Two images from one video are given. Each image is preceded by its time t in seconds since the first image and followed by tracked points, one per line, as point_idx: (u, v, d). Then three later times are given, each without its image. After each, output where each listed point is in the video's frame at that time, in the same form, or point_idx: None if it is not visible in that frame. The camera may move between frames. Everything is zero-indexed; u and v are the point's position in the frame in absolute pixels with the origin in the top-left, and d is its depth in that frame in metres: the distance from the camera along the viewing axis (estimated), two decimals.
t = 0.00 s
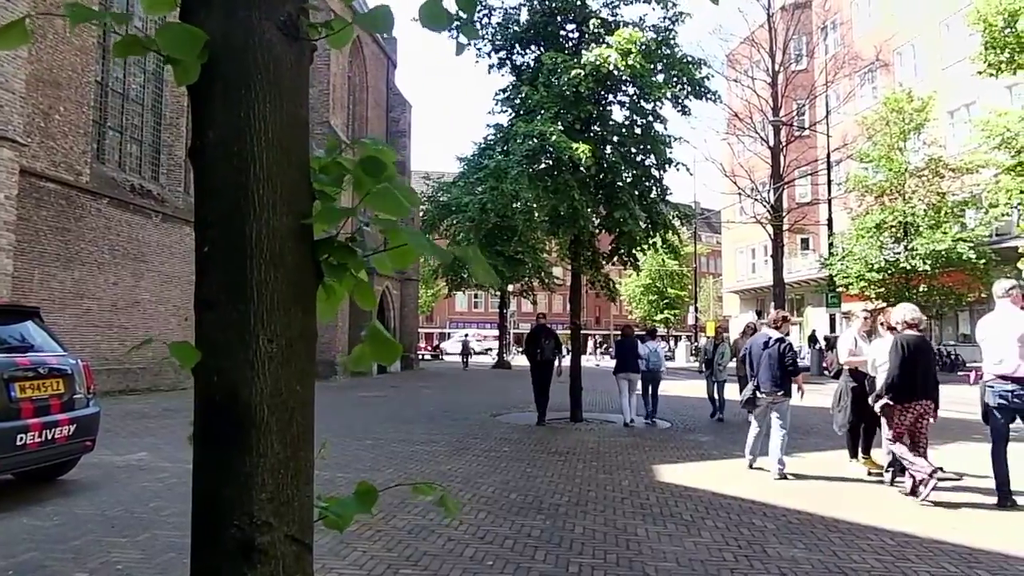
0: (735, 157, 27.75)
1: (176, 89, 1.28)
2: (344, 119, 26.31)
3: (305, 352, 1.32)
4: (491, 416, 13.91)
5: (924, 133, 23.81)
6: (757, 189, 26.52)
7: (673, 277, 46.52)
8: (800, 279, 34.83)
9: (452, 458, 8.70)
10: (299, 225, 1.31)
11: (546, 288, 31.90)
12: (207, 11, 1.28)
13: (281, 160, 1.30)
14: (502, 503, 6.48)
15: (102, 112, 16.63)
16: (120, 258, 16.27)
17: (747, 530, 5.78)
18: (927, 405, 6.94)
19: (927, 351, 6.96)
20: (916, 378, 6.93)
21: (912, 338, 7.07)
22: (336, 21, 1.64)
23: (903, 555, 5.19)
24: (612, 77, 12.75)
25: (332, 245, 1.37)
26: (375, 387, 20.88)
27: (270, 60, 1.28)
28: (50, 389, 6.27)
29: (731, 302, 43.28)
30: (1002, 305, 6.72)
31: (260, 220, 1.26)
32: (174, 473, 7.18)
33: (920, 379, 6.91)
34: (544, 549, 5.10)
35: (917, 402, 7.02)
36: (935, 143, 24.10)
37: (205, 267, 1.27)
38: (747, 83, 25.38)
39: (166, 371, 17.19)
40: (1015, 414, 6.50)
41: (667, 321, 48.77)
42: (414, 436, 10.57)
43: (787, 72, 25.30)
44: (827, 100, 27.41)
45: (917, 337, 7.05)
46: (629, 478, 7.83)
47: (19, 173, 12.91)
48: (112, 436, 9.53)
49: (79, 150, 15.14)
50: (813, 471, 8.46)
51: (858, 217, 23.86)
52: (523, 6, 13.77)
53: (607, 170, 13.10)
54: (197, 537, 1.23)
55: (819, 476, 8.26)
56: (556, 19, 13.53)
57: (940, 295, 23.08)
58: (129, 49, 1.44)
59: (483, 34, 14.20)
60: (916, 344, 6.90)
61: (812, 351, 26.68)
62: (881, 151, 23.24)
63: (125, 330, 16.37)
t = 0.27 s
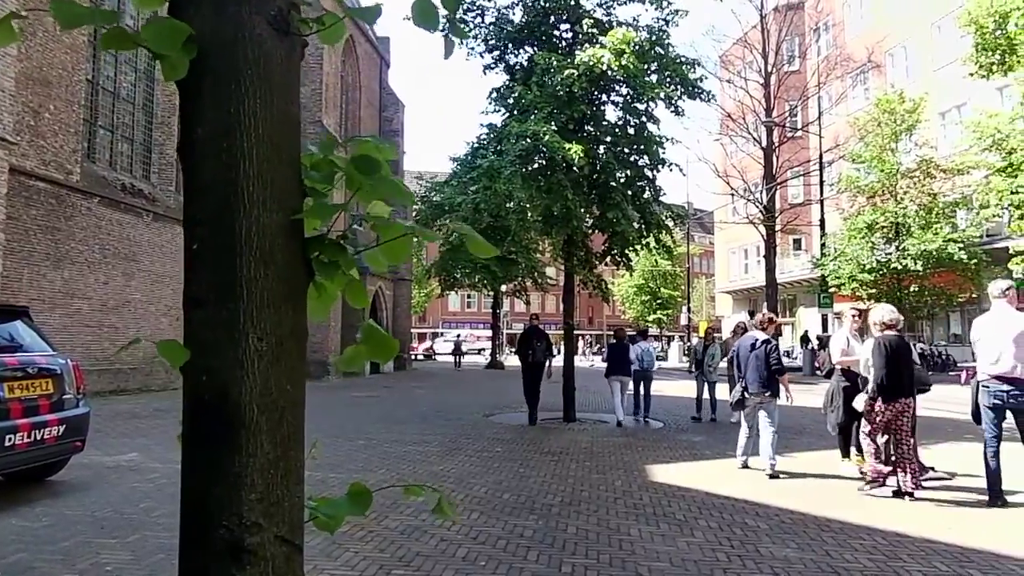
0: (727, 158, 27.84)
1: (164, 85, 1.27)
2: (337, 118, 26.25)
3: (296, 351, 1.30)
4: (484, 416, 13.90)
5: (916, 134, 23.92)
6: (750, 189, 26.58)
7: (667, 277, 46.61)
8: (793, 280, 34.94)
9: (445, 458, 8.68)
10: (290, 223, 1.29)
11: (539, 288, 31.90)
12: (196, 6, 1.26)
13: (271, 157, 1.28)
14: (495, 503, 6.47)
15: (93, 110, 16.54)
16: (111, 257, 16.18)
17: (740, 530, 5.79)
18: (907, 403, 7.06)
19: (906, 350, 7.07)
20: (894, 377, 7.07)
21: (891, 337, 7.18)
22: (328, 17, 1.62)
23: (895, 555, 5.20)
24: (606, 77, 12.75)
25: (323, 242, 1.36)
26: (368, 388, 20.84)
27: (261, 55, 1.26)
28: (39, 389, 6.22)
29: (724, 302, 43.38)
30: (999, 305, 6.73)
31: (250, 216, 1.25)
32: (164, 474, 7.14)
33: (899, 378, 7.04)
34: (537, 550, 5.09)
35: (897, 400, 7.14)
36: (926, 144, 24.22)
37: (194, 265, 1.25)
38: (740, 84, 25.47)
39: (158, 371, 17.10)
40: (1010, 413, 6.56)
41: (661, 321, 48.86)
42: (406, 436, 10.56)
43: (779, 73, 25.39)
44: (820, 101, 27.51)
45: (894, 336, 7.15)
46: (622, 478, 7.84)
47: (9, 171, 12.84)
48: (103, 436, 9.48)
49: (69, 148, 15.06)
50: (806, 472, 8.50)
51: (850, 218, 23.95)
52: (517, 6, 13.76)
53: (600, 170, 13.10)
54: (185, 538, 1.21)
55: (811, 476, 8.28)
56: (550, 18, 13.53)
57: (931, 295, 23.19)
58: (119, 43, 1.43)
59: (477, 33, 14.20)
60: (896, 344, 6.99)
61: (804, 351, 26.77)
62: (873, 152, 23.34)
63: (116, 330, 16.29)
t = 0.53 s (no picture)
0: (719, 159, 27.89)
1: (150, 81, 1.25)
2: (329, 118, 26.19)
3: (283, 353, 1.28)
4: (476, 417, 13.88)
5: (907, 135, 24.03)
6: (742, 190, 26.65)
7: (659, 277, 46.70)
8: (785, 280, 35.04)
9: (437, 458, 8.67)
10: (278, 223, 1.28)
11: (532, 289, 31.89)
12: (182, 1, 1.25)
13: (259, 156, 1.26)
14: (487, 504, 6.46)
15: (82, 109, 16.45)
16: (101, 257, 16.09)
17: (732, 530, 5.80)
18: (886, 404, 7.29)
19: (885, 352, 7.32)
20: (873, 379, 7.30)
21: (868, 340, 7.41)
22: (317, 15, 1.60)
23: (886, 555, 5.21)
24: (599, 77, 12.76)
25: (311, 242, 1.34)
26: (360, 388, 20.80)
27: (248, 52, 1.25)
28: (27, 390, 6.18)
29: (716, 303, 43.48)
30: (996, 305, 6.79)
31: (237, 214, 1.23)
32: (154, 475, 7.10)
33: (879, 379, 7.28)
34: (529, 551, 5.08)
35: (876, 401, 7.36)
36: (917, 145, 24.34)
37: (180, 264, 1.24)
38: (732, 85, 25.54)
39: (148, 372, 17.01)
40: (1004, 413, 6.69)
41: (653, 321, 48.94)
42: (398, 436, 10.54)
43: (772, 74, 25.47)
44: (812, 102, 27.60)
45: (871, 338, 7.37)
46: (614, 479, 7.84)
47: None
48: (92, 437, 9.42)
49: (59, 147, 14.97)
50: (797, 471, 8.55)
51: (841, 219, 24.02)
52: (510, 5, 13.75)
53: (593, 170, 13.10)
54: (169, 543, 1.19)
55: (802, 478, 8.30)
56: (542, 19, 13.52)
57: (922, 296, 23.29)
58: (105, 42, 1.41)
59: (470, 33, 14.19)
60: (876, 346, 7.21)
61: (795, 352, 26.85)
62: (864, 153, 23.43)
63: (106, 330, 16.19)
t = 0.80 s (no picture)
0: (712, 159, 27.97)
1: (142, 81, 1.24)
2: (322, 118, 26.13)
3: (276, 357, 1.27)
4: (469, 417, 13.87)
5: (899, 137, 24.15)
6: (735, 190, 26.72)
7: (652, 278, 46.81)
8: (777, 281, 35.17)
9: (430, 459, 8.66)
10: (271, 225, 1.26)
11: (525, 289, 31.89)
12: None
13: (253, 156, 1.25)
14: (480, 505, 6.45)
15: (73, 108, 16.36)
16: (92, 257, 16.00)
17: (725, 531, 5.80)
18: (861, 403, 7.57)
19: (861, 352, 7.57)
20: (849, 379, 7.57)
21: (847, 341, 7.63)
22: (310, 13, 1.58)
23: (879, 556, 5.22)
24: (593, 78, 12.77)
25: (305, 244, 1.32)
26: (353, 389, 20.76)
27: (240, 51, 1.23)
28: (16, 391, 6.13)
29: (709, 303, 43.61)
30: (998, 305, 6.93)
31: (229, 215, 1.22)
32: (145, 477, 7.06)
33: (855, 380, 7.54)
34: (522, 552, 5.07)
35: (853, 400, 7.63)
36: (908, 147, 24.47)
37: (171, 267, 1.22)
38: (725, 86, 25.62)
39: (139, 373, 16.92)
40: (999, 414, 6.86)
41: (646, 322, 49.04)
42: (392, 437, 10.53)
43: (764, 75, 25.56)
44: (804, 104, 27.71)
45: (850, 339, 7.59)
46: (608, 480, 7.84)
47: None
48: (83, 439, 9.36)
49: (49, 146, 14.88)
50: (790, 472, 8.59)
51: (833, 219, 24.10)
52: (504, 6, 13.74)
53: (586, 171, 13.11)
54: (160, 548, 1.17)
55: (794, 478, 8.33)
56: (536, 19, 13.51)
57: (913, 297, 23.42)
58: (95, 40, 1.39)
59: (464, 33, 14.18)
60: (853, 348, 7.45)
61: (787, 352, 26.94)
62: (856, 154, 23.53)
63: (96, 330, 16.10)
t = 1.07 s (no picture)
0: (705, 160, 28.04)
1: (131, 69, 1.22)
2: (315, 117, 26.09)
3: (267, 352, 1.25)
4: (463, 417, 13.86)
5: (890, 138, 24.27)
6: (728, 191, 26.80)
7: (645, 278, 46.89)
8: (770, 281, 35.30)
9: (423, 459, 8.64)
10: (260, 217, 1.24)
11: (518, 289, 31.90)
12: None
13: (244, 148, 1.24)
14: (474, 504, 6.43)
15: (64, 106, 16.27)
16: (83, 257, 15.92)
17: (718, 529, 5.80)
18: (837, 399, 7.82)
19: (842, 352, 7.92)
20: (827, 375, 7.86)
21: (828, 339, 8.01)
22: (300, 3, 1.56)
23: (872, 554, 5.23)
24: (586, 78, 12.78)
25: (296, 237, 1.31)
26: (346, 389, 20.72)
27: (230, 41, 1.22)
28: (4, 390, 6.09)
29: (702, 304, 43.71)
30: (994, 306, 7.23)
31: (218, 207, 1.20)
32: (135, 477, 7.02)
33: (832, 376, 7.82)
34: (515, 551, 5.06)
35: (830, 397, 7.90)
36: (900, 148, 24.60)
37: (160, 257, 1.20)
38: (718, 87, 25.70)
39: (130, 373, 16.83)
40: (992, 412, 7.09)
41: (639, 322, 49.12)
42: (384, 437, 10.51)
43: (757, 77, 25.67)
44: (796, 105, 27.83)
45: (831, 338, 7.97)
46: (601, 479, 7.85)
47: None
48: (73, 439, 9.29)
49: (39, 145, 14.79)
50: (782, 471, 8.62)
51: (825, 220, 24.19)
52: (497, 5, 13.73)
53: (579, 170, 13.12)
54: (148, 548, 1.16)
55: (787, 478, 8.34)
56: (530, 19, 13.50)
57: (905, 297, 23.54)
58: (81, 29, 1.38)
59: (457, 33, 14.19)
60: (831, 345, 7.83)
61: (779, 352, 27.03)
62: (848, 155, 23.63)
63: (87, 330, 16.01)
